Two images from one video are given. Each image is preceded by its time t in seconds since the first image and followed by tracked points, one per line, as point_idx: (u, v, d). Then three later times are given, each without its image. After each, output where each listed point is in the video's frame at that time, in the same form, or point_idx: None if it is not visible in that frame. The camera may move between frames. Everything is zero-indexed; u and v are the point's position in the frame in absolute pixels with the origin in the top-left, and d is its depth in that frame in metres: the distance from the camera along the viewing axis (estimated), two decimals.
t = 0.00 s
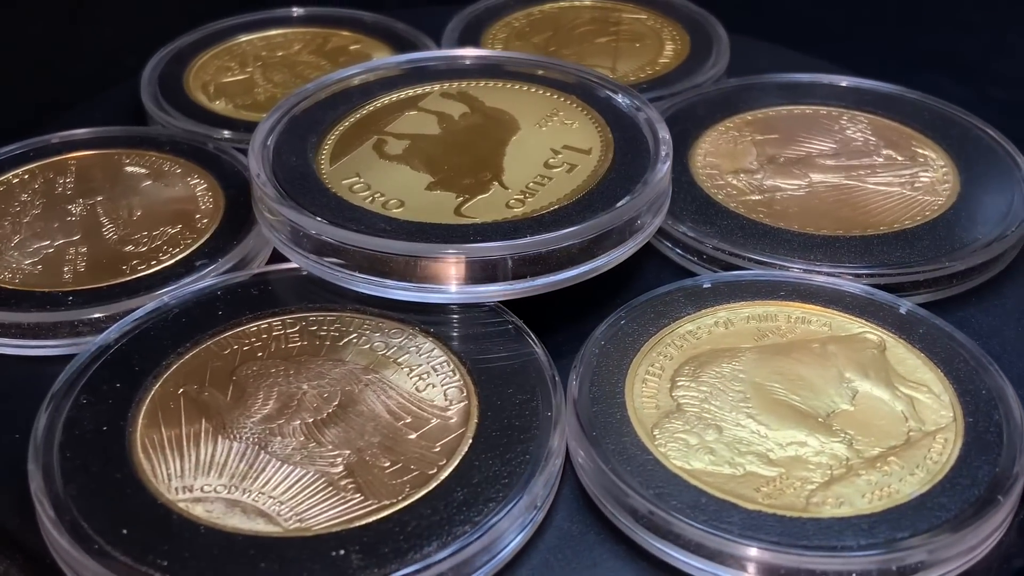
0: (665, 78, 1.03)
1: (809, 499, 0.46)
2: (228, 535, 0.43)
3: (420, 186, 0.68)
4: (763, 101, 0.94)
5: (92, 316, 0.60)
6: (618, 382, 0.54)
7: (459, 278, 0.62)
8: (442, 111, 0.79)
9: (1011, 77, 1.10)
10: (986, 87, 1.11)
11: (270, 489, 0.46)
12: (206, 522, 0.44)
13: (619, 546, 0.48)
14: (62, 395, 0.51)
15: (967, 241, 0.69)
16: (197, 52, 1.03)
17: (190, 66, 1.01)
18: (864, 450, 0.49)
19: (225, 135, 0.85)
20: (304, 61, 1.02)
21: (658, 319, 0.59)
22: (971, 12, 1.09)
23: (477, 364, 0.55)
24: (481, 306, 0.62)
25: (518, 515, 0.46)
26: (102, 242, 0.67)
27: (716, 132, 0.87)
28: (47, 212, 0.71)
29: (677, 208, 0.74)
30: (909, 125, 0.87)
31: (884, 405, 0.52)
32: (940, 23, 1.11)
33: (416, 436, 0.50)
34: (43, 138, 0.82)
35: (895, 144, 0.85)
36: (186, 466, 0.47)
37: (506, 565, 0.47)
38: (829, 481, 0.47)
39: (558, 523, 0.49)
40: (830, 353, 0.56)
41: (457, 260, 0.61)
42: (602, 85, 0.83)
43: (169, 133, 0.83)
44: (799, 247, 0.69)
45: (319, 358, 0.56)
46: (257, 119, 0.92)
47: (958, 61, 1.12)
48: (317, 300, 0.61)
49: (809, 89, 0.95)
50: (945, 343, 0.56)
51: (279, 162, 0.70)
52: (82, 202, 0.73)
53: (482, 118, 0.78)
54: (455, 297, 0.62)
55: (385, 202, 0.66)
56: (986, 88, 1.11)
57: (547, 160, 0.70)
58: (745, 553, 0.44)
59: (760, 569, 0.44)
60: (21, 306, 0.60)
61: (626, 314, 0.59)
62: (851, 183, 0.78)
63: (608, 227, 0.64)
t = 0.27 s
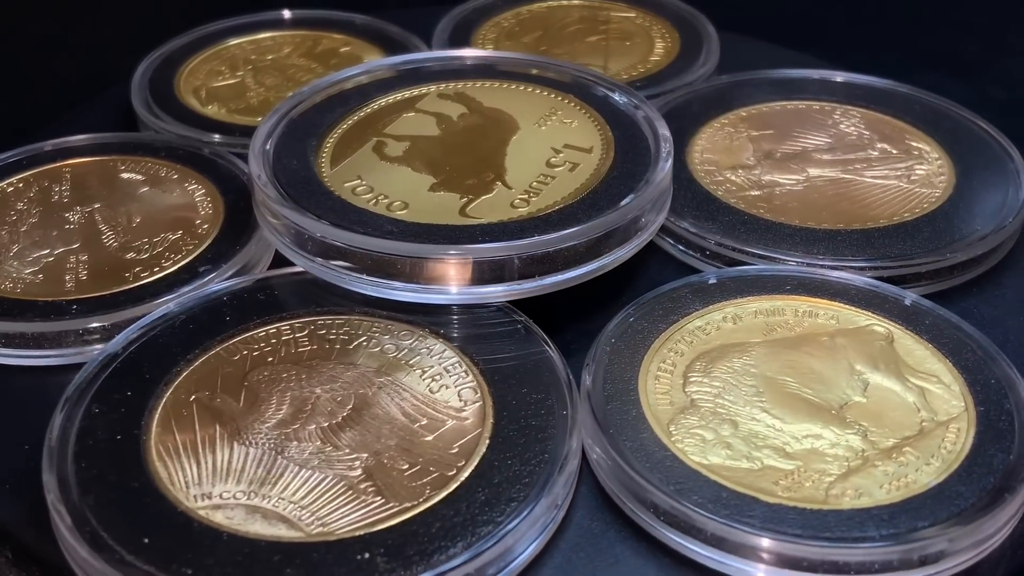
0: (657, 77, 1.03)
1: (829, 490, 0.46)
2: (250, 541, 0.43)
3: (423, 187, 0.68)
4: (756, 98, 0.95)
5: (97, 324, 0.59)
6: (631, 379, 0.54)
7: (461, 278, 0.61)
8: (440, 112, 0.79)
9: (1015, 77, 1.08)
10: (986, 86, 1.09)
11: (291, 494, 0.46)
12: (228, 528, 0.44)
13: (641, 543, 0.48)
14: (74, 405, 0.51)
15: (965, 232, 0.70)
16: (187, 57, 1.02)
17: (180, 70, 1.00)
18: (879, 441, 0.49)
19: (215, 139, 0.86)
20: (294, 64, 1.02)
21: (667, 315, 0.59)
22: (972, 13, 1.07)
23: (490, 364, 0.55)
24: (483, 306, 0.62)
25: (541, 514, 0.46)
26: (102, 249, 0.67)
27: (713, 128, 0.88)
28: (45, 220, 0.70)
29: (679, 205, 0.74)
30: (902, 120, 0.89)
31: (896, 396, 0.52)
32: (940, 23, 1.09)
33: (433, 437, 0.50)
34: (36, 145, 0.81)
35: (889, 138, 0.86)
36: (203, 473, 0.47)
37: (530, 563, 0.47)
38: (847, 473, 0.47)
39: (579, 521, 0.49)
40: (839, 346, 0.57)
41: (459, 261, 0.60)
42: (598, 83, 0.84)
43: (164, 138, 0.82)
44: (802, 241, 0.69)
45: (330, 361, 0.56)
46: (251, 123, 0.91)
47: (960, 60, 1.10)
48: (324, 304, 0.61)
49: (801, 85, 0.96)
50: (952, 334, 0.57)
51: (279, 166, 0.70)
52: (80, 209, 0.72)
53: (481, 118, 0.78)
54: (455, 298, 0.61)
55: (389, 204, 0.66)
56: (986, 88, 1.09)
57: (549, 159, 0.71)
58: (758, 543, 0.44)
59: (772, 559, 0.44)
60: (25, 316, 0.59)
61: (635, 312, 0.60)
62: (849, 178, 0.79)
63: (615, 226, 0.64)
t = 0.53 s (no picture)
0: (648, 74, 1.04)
1: (847, 481, 0.47)
2: (272, 546, 0.43)
3: (427, 188, 0.68)
4: (749, 94, 0.95)
5: (103, 332, 0.59)
6: (644, 376, 0.54)
7: (463, 279, 0.61)
8: (439, 113, 0.79)
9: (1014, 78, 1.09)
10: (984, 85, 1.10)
11: (310, 498, 0.46)
12: (249, 534, 0.44)
13: (660, 539, 0.48)
14: (86, 414, 0.50)
15: (965, 222, 0.72)
16: (177, 62, 1.01)
17: (171, 75, 0.99)
18: (892, 433, 0.50)
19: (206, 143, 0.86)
20: (286, 66, 1.01)
21: (676, 312, 0.60)
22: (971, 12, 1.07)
23: (502, 364, 0.55)
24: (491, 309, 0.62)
25: (562, 512, 0.46)
26: (104, 256, 0.66)
27: (708, 125, 0.89)
28: (43, 228, 0.69)
29: (680, 201, 0.75)
30: (895, 114, 0.90)
31: (906, 388, 0.53)
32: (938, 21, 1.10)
33: (449, 438, 0.50)
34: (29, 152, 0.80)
35: (884, 132, 0.87)
36: (220, 479, 0.47)
37: (552, 562, 0.47)
38: (863, 464, 0.48)
39: (598, 518, 0.49)
40: (847, 339, 0.57)
41: (457, 261, 0.60)
42: (594, 82, 0.84)
43: (159, 143, 0.82)
44: (803, 235, 0.70)
45: (341, 365, 0.56)
46: (246, 126, 0.90)
47: (960, 62, 1.10)
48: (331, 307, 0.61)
49: (793, 80, 0.97)
50: (957, 325, 0.58)
51: (280, 169, 0.69)
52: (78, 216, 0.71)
53: (480, 118, 0.78)
54: (455, 299, 0.61)
55: (393, 206, 0.65)
56: (985, 88, 1.10)
57: (551, 159, 0.71)
58: (769, 534, 0.44)
59: (783, 549, 0.45)
60: (30, 325, 0.59)
61: (644, 309, 0.60)
62: (846, 172, 0.80)
63: (621, 224, 0.64)
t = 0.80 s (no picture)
0: (640, 73, 1.04)
1: (865, 472, 0.47)
2: (295, 550, 0.43)
3: (430, 189, 0.67)
4: (742, 91, 0.96)
5: (109, 339, 0.58)
6: (656, 372, 0.55)
7: (465, 280, 0.61)
8: (437, 113, 0.79)
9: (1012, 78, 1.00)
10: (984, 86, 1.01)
11: (330, 501, 0.46)
12: (271, 539, 0.43)
13: (680, 535, 0.48)
14: (99, 422, 0.50)
15: (964, 214, 0.73)
16: (167, 66, 1.00)
17: (161, 80, 0.98)
18: (905, 423, 0.50)
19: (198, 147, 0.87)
20: (278, 69, 1.01)
21: (684, 308, 0.60)
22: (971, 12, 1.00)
23: (515, 364, 0.55)
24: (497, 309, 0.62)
25: (582, 508, 0.46)
26: (106, 263, 0.65)
27: (703, 122, 0.89)
28: (42, 235, 0.68)
29: (681, 198, 0.75)
30: (887, 108, 0.91)
31: (916, 379, 0.54)
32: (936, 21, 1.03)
33: (466, 438, 0.50)
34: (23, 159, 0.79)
35: (877, 126, 0.88)
36: (238, 485, 0.46)
37: (574, 559, 0.47)
38: (879, 455, 0.48)
39: (617, 514, 0.50)
40: (854, 332, 0.58)
41: (458, 260, 0.60)
42: (589, 79, 0.84)
43: (155, 148, 0.81)
44: (805, 229, 0.70)
45: (352, 368, 0.55)
46: (241, 130, 0.89)
47: (960, 61, 1.03)
48: (339, 310, 0.61)
49: (785, 76, 0.98)
50: (962, 315, 0.59)
51: (282, 172, 0.69)
52: (77, 222, 0.71)
53: (479, 118, 0.78)
54: (457, 299, 0.61)
55: (397, 207, 0.65)
56: (986, 88, 1.01)
57: (552, 157, 0.71)
58: (779, 524, 0.45)
59: (793, 538, 0.45)
60: (35, 334, 0.58)
61: (652, 306, 0.60)
62: (842, 167, 0.81)
63: (626, 222, 0.65)
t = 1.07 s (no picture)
0: (632, 71, 1.04)
1: (881, 462, 0.48)
2: (318, 555, 0.43)
3: (433, 190, 0.67)
4: (735, 88, 0.96)
5: (116, 347, 0.58)
6: (667, 369, 0.55)
7: (463, 282, 0.61)
8: (435, 114, 0.79)
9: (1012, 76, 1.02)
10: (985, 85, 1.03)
11: (350, 505, 0.45)
12: (293, 544, 0.43)
13: (699, 530, 0.48)
14: (111, 430, 0.49)
15: (962, 206, 0.74)
16: (157, 71, 0.99)
17: (152, 85, 0.97)
18: (918, 413, 0.51)
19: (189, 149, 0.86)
20: (269, 72, 1.00)
21: (691, 304, 0.61)
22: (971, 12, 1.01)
23: (527, 363, 0.55)
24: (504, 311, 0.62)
25: (603, 506, 0.46)
26: (108, 270, 0.65)
27: (699, 119, 0.90)
28: (41, 243, 0.68)
29: (681, 194, 0.75)
30: (879, 103, 0.92)
31: (924, 369, 0.54)
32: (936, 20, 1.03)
33: (482, 438, 0.50)
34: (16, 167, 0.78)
35: (870, 120, 0.89)
36: (256, 490, 0.46)
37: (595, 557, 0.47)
38: (894, 444, 0.49)
39: (635, 510, 0.50)
40: (861, 324, 0.59)
41: (459, 261, 0.60)
42: (584, 78, 0.84)
43: (150, 153, 0.80)
44: (806, 224, 0.71)
45: (363, 370, 0.55)
46: (236, 134, 0.88)
47: (960, 59, 1.04)
48: (347, 313, 0.60)
49: (776, 72, 0.99)
50: (965, 306, 0.60)
51: (283, 176, 0.69)
52: (75, 229, 0.70)
53: (477, 119, 0.78)
54: (459, 300, 0.61)
55: (401, 208, 0.65)
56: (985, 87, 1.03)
57: (554, 156, 0.71)
58: (790, 514, 0.45)
59: (803, 529, 0.46)
60: (41, 343, 0.58)
61: (660, 304, 0.60)
62: (838, 160, 0.82)
63: (631, 220, 0.65)
